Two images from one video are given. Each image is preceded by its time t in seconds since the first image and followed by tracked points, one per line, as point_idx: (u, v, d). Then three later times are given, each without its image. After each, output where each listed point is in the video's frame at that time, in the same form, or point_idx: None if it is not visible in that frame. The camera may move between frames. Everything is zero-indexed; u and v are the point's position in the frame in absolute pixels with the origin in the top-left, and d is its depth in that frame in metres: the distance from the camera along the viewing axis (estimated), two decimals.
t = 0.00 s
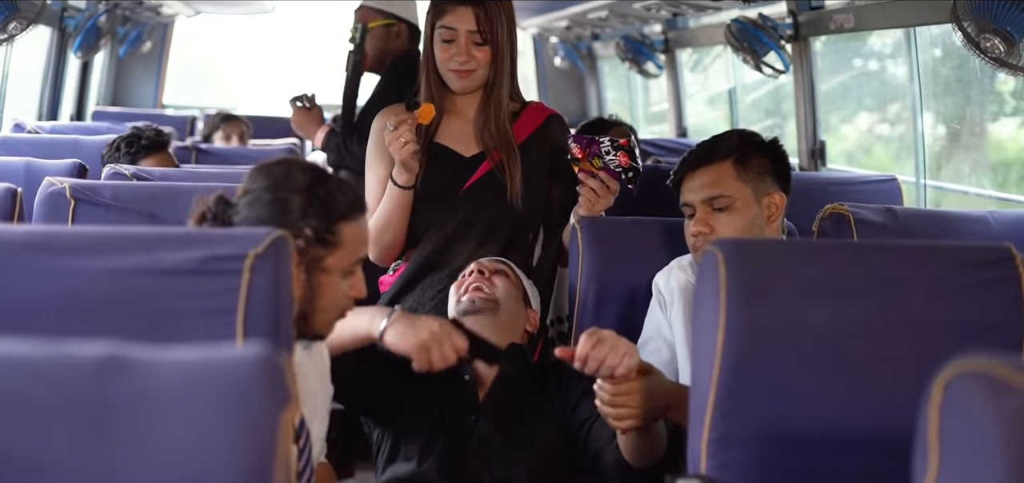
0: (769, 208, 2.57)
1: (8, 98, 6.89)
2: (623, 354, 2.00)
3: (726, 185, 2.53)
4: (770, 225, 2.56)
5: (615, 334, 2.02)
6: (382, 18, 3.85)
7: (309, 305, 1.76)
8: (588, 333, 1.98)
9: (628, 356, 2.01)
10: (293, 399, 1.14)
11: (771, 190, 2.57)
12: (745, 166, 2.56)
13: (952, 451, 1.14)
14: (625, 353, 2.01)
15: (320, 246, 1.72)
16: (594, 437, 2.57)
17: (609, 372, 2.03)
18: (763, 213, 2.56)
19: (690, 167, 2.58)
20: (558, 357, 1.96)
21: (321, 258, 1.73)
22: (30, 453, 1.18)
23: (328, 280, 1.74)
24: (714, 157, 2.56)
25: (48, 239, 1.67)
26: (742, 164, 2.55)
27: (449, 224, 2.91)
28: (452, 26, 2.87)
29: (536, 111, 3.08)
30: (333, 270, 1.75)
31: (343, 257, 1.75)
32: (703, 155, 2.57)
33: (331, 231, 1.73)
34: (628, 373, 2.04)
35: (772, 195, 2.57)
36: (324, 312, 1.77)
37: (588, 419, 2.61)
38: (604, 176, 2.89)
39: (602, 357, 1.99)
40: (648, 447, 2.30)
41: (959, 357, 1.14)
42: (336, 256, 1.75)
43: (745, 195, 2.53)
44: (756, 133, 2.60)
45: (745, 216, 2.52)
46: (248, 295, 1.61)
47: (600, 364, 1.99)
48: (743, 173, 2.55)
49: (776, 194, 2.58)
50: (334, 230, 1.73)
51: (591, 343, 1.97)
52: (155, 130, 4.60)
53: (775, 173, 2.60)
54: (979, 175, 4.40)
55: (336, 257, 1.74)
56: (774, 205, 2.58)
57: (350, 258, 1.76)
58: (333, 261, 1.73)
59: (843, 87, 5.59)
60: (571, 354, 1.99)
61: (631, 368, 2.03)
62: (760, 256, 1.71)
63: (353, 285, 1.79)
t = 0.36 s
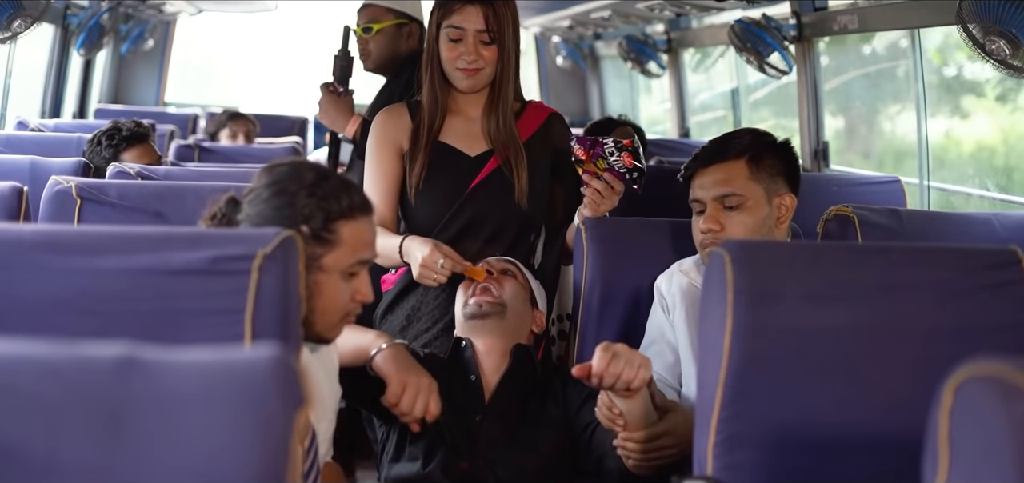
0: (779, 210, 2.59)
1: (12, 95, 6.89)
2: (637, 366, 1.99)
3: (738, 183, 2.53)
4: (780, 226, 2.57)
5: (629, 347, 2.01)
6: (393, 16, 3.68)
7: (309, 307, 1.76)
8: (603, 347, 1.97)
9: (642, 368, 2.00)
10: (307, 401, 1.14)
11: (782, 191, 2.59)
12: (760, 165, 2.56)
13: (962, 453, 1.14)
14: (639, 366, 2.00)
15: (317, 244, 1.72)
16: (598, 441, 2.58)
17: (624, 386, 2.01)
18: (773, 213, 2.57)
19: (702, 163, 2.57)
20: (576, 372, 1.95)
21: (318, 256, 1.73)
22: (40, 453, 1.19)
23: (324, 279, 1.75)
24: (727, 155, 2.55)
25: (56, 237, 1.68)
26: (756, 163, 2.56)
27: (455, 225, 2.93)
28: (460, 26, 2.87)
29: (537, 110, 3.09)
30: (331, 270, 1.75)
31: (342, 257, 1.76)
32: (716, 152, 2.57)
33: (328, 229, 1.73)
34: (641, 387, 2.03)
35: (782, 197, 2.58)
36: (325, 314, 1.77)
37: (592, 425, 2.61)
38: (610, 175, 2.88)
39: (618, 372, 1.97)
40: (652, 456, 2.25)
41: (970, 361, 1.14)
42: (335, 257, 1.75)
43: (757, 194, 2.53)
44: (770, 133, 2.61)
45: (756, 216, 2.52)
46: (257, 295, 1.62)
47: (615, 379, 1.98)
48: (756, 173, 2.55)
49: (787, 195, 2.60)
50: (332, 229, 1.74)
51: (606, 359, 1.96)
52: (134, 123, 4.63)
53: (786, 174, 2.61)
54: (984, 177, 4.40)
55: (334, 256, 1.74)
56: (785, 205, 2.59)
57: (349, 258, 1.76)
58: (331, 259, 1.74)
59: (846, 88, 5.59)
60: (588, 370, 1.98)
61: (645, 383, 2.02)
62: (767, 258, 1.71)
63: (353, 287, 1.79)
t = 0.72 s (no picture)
0: (783, 213, 2.57)
1: (12, 98, 6.89)
2: (644, 365, 1.98)
3: (741, 188, 2.52)
4: (785, 230, 2.56)
5: (636, 347, 2.00)
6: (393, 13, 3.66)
7: (313, 309, 1.75)
8: (611, 344, 1.97)
9: (650, 368, 1.99)
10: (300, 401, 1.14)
11: (787, 194, 2.57)
12: (763, 169, 2.56)
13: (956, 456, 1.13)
14: (647, 366, 1.99)
15: (321, 245, 1.73)
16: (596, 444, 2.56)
17: (630, 385, 2.00)
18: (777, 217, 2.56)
19: (705, 168, 2.57)
20: (582, 366, 1.95)
21: (322, 258, 1.73)
22: (33, 456, 1.18)
23: (329, 282, 1.74)
24: (731, 160, 2.55)
25: (53, 239, 1.67)
26: (759, 167, 2.55)
27: (460, 228, 2.94)
28: (467, 30, 2.85)
29: (542, 113, 3.11)
30: (335, 273, 1.74)
31: (349, 259, 1.75)
32: (719, 157, 2.56)
33: (334, 231, 1.74)
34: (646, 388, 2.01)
35: (787, 200, 2.57)
36: (329, 317, 1.75)
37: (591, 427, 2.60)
38: (608, 178, 2.87)
39: (624, 370, 1.97)
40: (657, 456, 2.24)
41: (964, 364, 1.13)
42: (340, 259, 1.75)
43: (761, 199, 2.52)
44: (772, 135, 2.60)
45: (760, 220, 2.51)
46: (252, 296, 1.62)
47: (620, 377, 1.97)
48: (759, 177, 2.54)
49: (791, 199, 2.59)
50: (338, 231, 1.74)
51: (614, 355, 1.96)
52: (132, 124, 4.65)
53: (790, 176, 2.60)
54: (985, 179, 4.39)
55: (339, 258, 1.74)
56: (789, 209, 2.58)
57: (356, 261, 1.75)
58: (334, 262, 1.73)
59: (846, 91, 5.59)
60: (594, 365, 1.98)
61: (650, 384, 2.01)
62: (765, 260, 1.70)
63: (358, 295, 1.78)
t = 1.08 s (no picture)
0: (771, 209, 2.56)
1: (13, 96, 6.88)
2: (631, 360, 2.04)
3: (727, 187, 2.51)
4: (774, 226, 2.54)
5: (626, 342, 2.06)
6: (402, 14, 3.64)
7: (317, 308, 1.71)
8: (599, 340, 2.02)
9: (638, 362, 2.05)
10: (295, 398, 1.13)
11: (774, 190, 2.56)
12: (750, 166, 2.54)
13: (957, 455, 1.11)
14: (633, 360, 2.05)
15: (328, 244, 1.68)
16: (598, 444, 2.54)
17: (618, 380, 2.06)
18: (766, 214, 2.54)
19: (691, 169, 2.55)
20: (569, 362, 1.99)
21: (329, 257, 1.69)
22: (24, 452, 1.17)
23: (333, 280, 1.69)
24: (716, 159, 2.53)
25: (51, 236, 1.67)
26: (745, 165, 2.54)
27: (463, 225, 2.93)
28: (470, 27, 2.85)
29: (546, 110, 3.10)
30: (340, 272, 1.70)
31: (354, 259, 1.70)
32: (704, 156, 2.55)
33: (341, 231, 1.70)
34: (637, 381, 2.07)
35: (774, 196, 2.55)
36: (332, 318, 1.71)
37: (592, 426, 2.58)
38: (607, 177, 2.88)
39: (611, 364, 2.02)
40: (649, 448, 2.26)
41: (966, 361, 1.12)
42: (346, 259, 1.70)
43: (747, 196, 2.50)
44: (758, 133, 2.60)
45: (747, 219, 2.50)
46: (251, 293, 1.62)
47: (609, 371, 2.03)
48: (745, 175, 2.53)
49: (779, 195, 2.57)
50: (345, 231, 1.70)
51: (601, 351, 2.01)
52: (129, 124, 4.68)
53: (777, 172, 2.59)
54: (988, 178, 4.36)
55: (345, 258, 1.69)
56: (777, 205, 2.56)
57: (361, 261, 1.71)
58: (341, 261, 1.69)
59: (850, 90, 5.56)
60: (582, 360, 2.03)
61: (640, 377, 2.07)
62: (765, 257, 1.70)
63: (364, 297, 1.72)
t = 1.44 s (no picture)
0: (747, 206, 2.59)
1: (10, 97, 6.89)
2: (618, 354, 2.02)
3: (700, 188, 2.53)
4: (749, 223, 2.57)
5: (615, 335, 2.04)
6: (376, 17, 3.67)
7: (312, 315, 1.69)
8: (587, 332, 2.00)
9: (625, 357, 2.03)
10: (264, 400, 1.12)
11: (748, 188, 2.59)
12: (722, 166, 2.56)
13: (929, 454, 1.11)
14: (621, 353, 2.02)
15: (325, 251, 1.67)
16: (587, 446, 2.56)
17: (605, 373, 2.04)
18: (741, 212, 2.57)
19: (664, 171, 2.58)
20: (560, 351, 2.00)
21: (326, 264, 1.67)
22: None
23: (330, 288, 1.68)
24: (689, 159, 2.55)
25: (33, 238, 1.67)
26: (717, 164, 2.56)
27: (439, 228, 2.93)
28: (464, 27, 2.93)
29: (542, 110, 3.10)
30: (338, 280, 1.68)
31: (352, 267, 1.69)
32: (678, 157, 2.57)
33: (339, 238, 1.68)
34: (623, 376, 2.06)
35: (748, 194, 2.59)
36: (328, 325, 1.69)
37: (581, 428, 2.60)
38: (548, 173, 2.86)
39: (598, 357, 2.00)
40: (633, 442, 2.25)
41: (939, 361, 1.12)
42: (345, 266, 1.69)
43: (722, 197, 2.53)
44: (729, 131, 2.62)
45: (722, 219, 2.53)
46: (233, 294, 1.61)
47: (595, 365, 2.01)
48: (718, 174, 2.55)
49: (753, 192, 2.60)
50: (344, 238, 1.69)
51: (587, 343, 1.99)
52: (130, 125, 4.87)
53: (750, 171, 2.61)
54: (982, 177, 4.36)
55: (343, 265, 1.68)
56: (752, 202, 2.60)
57: (359, 269, 1.70)
58: (338, 269, 1.67)
59: (845, 90, 5.56)
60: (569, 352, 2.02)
61: (627, 372, 2.05)
62: (748, 258, 1.70)
63: (359, 303, 1.71)
